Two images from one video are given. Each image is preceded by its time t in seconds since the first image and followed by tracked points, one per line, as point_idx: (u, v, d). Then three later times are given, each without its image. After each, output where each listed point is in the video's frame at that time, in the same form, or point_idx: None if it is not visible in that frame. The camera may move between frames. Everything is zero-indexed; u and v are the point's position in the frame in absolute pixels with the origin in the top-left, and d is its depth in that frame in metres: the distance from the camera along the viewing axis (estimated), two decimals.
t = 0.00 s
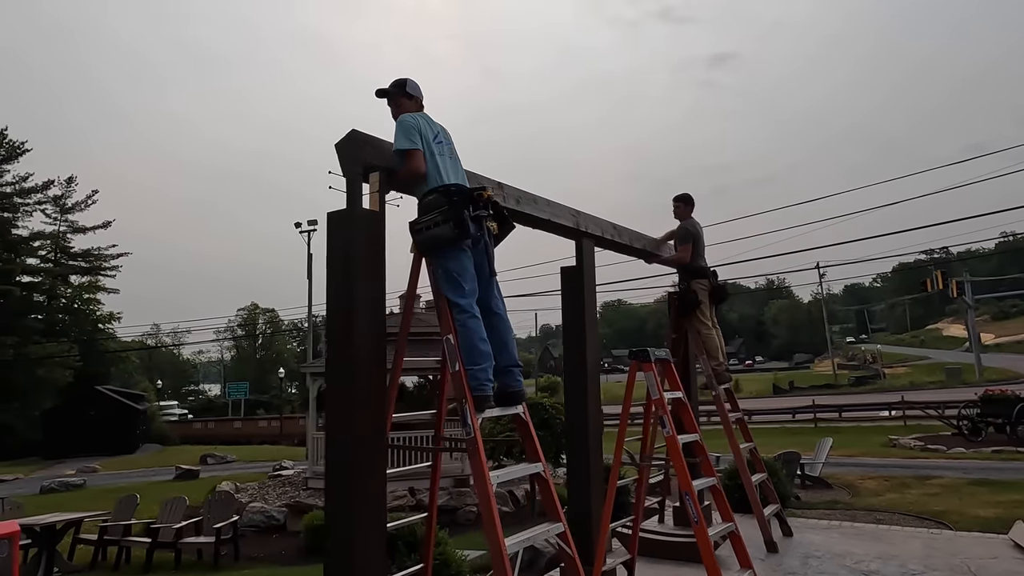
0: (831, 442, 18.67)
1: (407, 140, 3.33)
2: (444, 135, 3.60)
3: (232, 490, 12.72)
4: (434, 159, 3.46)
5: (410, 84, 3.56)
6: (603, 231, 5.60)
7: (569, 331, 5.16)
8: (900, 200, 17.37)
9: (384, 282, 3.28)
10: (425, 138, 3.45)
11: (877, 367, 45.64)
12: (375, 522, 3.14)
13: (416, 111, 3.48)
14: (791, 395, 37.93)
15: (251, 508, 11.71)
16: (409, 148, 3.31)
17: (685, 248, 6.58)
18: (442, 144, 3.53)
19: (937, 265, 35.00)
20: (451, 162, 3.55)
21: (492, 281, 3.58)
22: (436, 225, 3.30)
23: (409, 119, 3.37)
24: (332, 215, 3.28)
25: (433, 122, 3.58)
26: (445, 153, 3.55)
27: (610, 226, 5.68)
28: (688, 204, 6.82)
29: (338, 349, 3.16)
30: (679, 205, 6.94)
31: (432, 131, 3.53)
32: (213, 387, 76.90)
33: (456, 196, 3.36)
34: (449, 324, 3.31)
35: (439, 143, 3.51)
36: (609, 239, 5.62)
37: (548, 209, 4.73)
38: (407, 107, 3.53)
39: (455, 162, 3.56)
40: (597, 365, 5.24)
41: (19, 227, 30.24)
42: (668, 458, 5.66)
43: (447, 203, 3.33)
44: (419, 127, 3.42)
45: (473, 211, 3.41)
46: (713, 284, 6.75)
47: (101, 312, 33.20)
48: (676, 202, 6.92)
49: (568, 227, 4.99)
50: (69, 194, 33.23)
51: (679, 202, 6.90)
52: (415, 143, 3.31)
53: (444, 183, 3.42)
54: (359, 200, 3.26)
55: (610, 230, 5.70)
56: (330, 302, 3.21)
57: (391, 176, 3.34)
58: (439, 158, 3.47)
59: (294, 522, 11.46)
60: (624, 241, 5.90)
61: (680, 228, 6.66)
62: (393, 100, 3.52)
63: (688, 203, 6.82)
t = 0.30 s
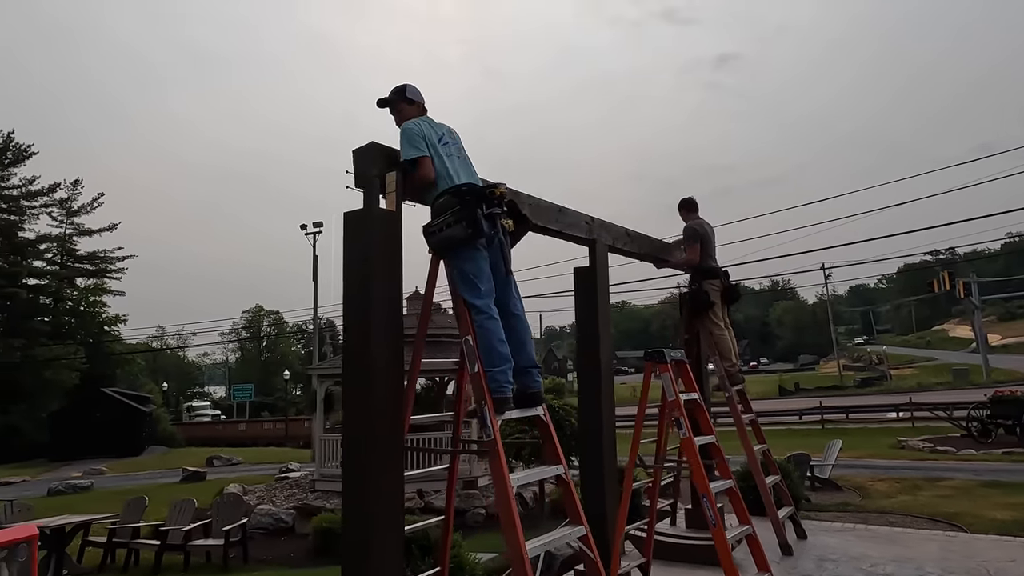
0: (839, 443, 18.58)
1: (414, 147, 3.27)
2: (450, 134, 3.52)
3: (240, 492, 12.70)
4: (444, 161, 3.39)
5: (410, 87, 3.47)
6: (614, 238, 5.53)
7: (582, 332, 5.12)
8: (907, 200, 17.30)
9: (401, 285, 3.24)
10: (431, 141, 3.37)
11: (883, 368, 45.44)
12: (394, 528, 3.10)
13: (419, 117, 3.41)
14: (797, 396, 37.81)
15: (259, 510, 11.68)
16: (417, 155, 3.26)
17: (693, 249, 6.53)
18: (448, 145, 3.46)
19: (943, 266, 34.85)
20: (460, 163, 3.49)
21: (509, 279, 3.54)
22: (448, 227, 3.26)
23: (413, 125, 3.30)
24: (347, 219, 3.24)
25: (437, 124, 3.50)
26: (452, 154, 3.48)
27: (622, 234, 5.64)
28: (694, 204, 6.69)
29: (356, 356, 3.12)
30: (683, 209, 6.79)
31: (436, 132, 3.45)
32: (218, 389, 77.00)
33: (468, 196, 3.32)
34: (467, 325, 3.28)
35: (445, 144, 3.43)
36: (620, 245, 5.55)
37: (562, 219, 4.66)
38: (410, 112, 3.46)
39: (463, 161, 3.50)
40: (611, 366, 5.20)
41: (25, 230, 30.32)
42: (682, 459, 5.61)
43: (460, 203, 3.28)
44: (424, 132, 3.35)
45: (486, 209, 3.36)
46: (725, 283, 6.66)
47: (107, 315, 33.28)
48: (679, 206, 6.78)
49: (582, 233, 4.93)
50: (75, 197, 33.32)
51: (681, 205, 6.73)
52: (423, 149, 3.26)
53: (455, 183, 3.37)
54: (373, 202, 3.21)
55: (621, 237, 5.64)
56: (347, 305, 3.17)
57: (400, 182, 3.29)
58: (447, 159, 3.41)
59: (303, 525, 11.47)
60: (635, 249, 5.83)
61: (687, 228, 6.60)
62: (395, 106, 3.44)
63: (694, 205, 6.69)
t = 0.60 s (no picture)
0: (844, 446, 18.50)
1: (435, 149, 3.28)
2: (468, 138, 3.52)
3: (245, 496, 12.68)
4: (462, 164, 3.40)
5: (427, 90, 3.47)
6: (622, 243, 5.48)
7: (592, 334, 5.09)
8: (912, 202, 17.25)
9: (414, 286, 3.22)
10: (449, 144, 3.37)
11: (887, 371, 45.26)
12: (408, 530, 3.06)
13: (437, 120, 3.42)
14: (801, 399, 37.70)
15: (265, 514, 11.65)
16: (438, 156, 3.26)
17: (700, 250, 6.50)
18: (466, 148, 3.46)
19: (947, 268, 34.73)
20: (477, 165, 3.48)
21: (524, 280, 3.52)
22: (467, 226, 3.23)
23: (433, 127, 3.31)
24: (361, 216, 3.22)
25: (454, 127, 3.50)
26: (469, 156, 3.47)
27: (631, 238, 5.61)
28: (699, 207, 6.64)
29: (369, 359, 3.10)
30: (689, 211, 6.73)
31: (454, 135, 3.44)
32: (221, 392, 77.06)
33: (486, 196, 3.29)
34: (482, 327, 3.26)
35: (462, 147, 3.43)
36: (629, 250, 5.51)
37: (572, 223, 4.63)
38: (427, 115, 3.46)
39: (480, 164, 3.49)
40: (622, 369, 5.17)
41: (30, 233, 30.40)
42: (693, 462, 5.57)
43: (478, 203, 3.25)
44: (442, 135, 3.34)
45: (503, 210, 3.34)
46: (733, 285, 6.62)
47: (110, 319, 33.33)
48: (685, 209, 6.72)
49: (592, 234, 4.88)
50: (79, 201, 33.42)
51: (686, 208, 6.69)
52: (445, 148, 3.26)
53: (474, 185, 3.35)
54: (389, 202, 3.19)
55: (630, 241, 5.59)
56: (360, 307, 3.15)
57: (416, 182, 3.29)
58: (465, 161, 3.41)
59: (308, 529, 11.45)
60: (645, 253, 5.80)
61: (693, 230, 6.56)
62: (413, 109, 3.44)
63: (699, 207, 6.64)
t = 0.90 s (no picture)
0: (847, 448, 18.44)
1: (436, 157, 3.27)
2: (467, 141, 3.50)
3: (246, 499, 12.68)
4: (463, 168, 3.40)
5: (423, 95, 3.44)
6: (623, 247, 5.45)
7: (594, 336, 5.07)
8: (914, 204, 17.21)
9: (416, 290, 3.21)
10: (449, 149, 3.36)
11: (890, 372, 45.14)
12: (409, 534, 3.06)
13: (435, 125, 3.39)
14: (804, 401, 37.57)
15: (267, 516, 11.64)
16: (440, 164, 3.26)
17: (701, 252, 6.46)
18: (466, 152, 3.45)
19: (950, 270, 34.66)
20: (477, 168, 3.47)
21: (526, 283, 3.51)
22: (468, 229, 3.21)
23: (432, 135, 3.29)
24: (362, 218, 3.20)
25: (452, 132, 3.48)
26: (469, 160, 3.46)
27: (632, 242, 5.59)
28: (700, 209, 6.62)
29: (372, 364, 3.09)
30: (690, 213, 6.70)
31: (452, 139, 3.41)
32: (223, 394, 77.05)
33: (488, 199, 3.27)
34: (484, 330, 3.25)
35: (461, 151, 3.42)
36: (630, 254, 5.48)
37: (573, 228, 4.60)
38: (424, 120, 3.43)
39: (481, 167, 3.48)
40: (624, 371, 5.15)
41: (32, 236, 30.45)
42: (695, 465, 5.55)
43: (479, 207, 3.24)
44: (442, 140, 3.33)
45: (505, 212, 3.34)
46: (735, 286, 6.59)
47: (112, 321, 33.31)
48: (686, 211, 6.69)
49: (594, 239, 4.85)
50: (82, 204, 33.46)
51: (687, 210, 6.67)
52: (446, 157, 3.26)
53: (476, 188, 3.33)
54: (389, 206, 3.18)
55: (630, 246, 5.56)
56: (362, 312, 3.14)
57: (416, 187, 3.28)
58: (465, 166, 3.41)
59: (310, 531, 11.45)
60: (645, 257, 5.77)
61: (694, 232, 6.54)
62: (410, 113, 3.41)
63: (700, 209, 6.62)
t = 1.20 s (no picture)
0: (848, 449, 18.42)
1: (429, 166, 3.27)
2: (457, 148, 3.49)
3: (247, 500, 12.69)
4: (455, 175, 3.40)
5: (410, 103, 3.41)
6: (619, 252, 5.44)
7: (591, 339, 5.06)
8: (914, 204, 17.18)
9: (411, 294, 3.20)
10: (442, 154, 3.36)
11: (891, 372, 45.15)
12: (404, 539, 3.04)
13: (424, 132, 3.37)
14: (805, 402, 37.54)
15: (266, 518, 11.65)
16: (434, 172, 3.26)
17: (697, 255, 6.46)
18: (457, 157, 3.45)
19: (952, 270, 34.59)
20: (469, 173, 3.47)
21: (521, 285, 3.52)
22: (463, 232, 3.22)
23: (423, 144, 3.28)
24: (355, 222, 3.18)
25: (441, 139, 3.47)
26: (460, 166, 3.46)
27: (628, 246, 5.59)
28: (698, 211, 6.62)
29: (366, 369, 3.08)
30: (688, 214, 6.70)
31: (443, 146, 3.40)
32: (224, 394, 77.04)
33: (482, 202, 3.28)
34: (478, 333, 3.25)
35: (453, 157, 3.42)
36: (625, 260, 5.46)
37: (569, 234, 4.60)
38: (412, 128, 3.40)
39: (473, 172, 3.49)
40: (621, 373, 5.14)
41: (34, 237, 30.47)
42: (692, 467, 5.52)
43: (474, 210, 3.24)
44: (435, 146, 3.33)
45: (500, 216, 3.34)
46: (732, 288, 6.59)
47: (114, 322, 33.33)
48: (684, 212, 6.69)
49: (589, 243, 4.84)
50: (83, 206, 33.51)
51: (686, 211, 6.66)
52: (439, 168, 3.25)
53: (469, 192, 3.33)
54: (384, 208, 3.16)
55: (625, 250, 5.55)
56: (357, 317, 3.13)
57: (410, 193, 3.27)
58: (457, 171, 3.41)
59: (309, 533, 11.48)
60: (640, 261, 5.77)
61: (692, 234, 6.55)
62: (397, 121, 3.38)
63: (698, 210, 6.62)
